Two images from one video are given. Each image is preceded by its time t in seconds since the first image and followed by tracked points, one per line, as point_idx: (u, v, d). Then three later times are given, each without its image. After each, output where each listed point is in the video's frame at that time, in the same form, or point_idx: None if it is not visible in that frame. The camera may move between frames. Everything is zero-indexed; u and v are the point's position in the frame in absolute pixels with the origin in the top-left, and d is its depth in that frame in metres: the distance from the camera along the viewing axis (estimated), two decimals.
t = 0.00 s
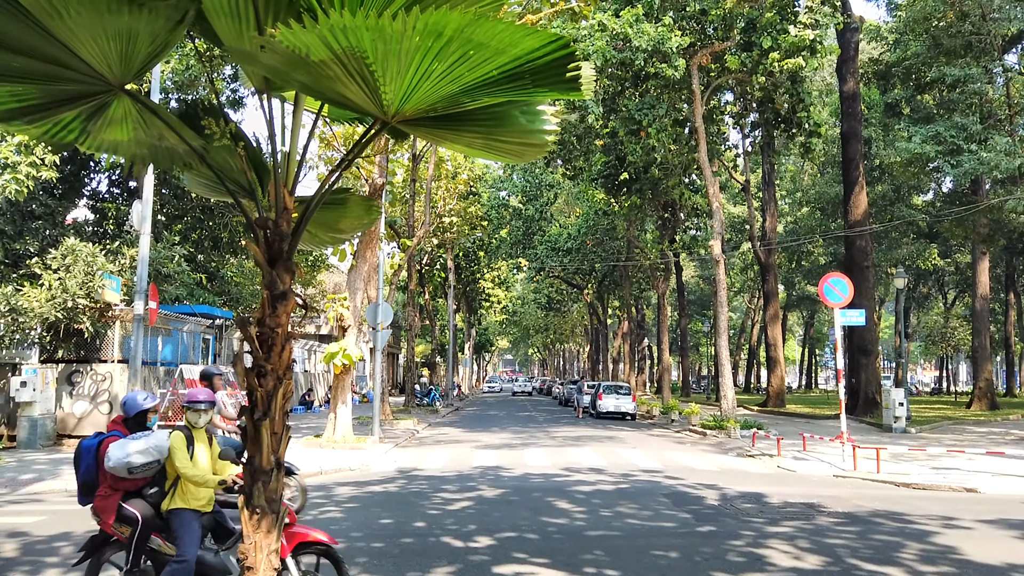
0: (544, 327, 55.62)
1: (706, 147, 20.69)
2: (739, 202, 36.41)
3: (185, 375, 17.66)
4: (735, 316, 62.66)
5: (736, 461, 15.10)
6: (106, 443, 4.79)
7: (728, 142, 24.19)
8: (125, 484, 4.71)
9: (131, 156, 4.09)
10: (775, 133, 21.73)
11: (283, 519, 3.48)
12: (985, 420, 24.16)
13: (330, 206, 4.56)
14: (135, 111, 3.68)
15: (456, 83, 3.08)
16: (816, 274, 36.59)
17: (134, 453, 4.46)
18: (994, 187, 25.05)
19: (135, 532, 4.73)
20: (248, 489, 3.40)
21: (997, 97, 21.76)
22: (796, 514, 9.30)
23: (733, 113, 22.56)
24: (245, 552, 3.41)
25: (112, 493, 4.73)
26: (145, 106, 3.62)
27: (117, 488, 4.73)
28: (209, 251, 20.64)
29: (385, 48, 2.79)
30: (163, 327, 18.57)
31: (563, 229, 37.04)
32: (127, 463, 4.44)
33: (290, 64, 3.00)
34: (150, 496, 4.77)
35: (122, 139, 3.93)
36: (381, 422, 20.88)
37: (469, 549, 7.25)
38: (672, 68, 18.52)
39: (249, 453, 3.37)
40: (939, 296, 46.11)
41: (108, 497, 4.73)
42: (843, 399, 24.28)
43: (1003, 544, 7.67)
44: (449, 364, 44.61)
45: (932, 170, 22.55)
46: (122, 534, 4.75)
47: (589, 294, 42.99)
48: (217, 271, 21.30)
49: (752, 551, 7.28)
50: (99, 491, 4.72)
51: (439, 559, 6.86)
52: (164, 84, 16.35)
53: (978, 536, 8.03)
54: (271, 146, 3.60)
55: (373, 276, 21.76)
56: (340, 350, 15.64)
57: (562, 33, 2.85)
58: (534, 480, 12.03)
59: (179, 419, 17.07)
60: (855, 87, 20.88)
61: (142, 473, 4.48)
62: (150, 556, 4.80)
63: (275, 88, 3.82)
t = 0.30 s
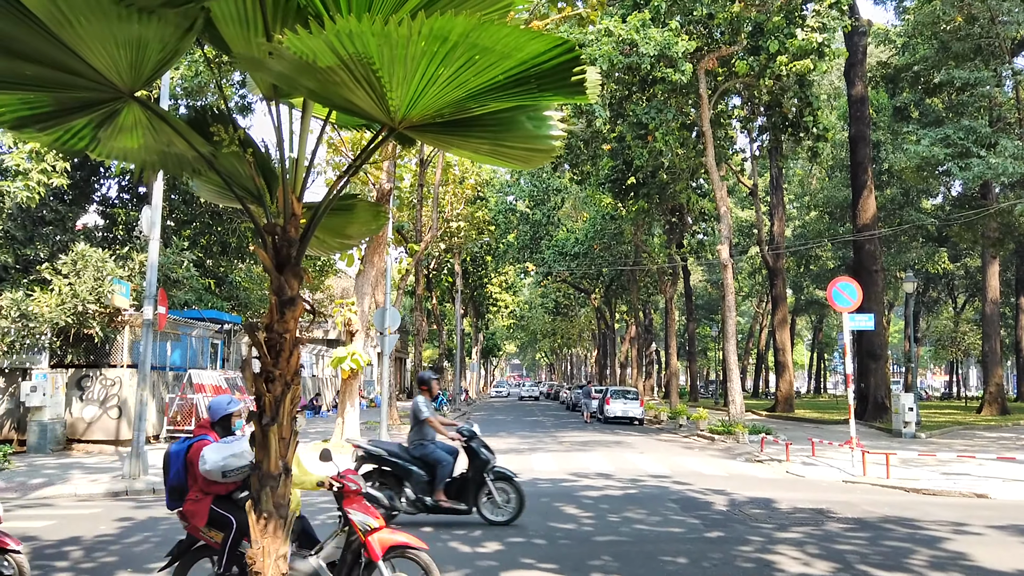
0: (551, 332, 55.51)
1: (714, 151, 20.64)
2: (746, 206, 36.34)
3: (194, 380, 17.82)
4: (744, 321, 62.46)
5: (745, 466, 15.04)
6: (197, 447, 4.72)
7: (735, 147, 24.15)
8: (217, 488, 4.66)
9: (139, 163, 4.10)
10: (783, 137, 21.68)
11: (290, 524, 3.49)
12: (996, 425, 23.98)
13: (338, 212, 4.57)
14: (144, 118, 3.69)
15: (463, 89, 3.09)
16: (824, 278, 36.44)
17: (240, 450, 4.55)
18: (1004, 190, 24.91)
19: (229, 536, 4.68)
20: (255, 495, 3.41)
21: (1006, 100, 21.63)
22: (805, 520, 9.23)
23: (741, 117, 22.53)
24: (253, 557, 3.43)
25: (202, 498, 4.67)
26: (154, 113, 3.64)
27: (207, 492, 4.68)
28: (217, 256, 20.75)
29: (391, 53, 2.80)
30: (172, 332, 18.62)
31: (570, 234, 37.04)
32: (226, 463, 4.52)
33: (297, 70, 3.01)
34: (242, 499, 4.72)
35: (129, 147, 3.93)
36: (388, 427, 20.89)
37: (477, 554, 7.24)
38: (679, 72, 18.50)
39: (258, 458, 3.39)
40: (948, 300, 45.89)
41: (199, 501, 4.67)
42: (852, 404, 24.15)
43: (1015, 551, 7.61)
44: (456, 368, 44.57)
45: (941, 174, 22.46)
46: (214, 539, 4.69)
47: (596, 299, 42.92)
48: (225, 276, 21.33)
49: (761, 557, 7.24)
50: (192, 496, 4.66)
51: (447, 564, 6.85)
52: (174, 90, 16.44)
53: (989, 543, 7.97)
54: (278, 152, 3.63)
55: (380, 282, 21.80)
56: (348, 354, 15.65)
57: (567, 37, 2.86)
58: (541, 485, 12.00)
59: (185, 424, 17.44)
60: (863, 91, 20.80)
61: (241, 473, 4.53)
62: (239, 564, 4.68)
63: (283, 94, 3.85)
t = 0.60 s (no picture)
0: (556, 337, 55.43)
1: (720, 155, 20.61)
2: (752, 211, 36.31)
3: (200, 385, 17.87)
4: (750, 325, 62.27)
5: (752, 472, 14.98)
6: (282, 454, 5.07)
7: (741, 151, 24.10)
8: (303, 492, 5.18)
9: (148, 169, 4.13)
10: (789, 142, 21.65)
11: (298, 530, 3.50)
12: (1006, 430, 23.83)
13: (345, 218, 4.60)
14: (154, 124, 3.71)
15: (471, 96, 3.10)
16: (831, 283, 36.33)
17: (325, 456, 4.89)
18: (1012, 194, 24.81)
19: (313, 540, 5.16)
20: (263, 499, 3.42)
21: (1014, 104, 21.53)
22: (810, 526, 9.20)
23: (747, 121, 22.50)
24: (261, 563, 3.42)
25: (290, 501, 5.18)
26: (164, 120, 3.67)
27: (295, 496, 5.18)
28: (224, 261, 20.82)
29: (400, 61, 2.82)
30: (179, 337, 18.67)
31: (576, 238, 37.04)
32: (312, 468, 4.89)
33: (305, 78, 3.02)
34: (326, 505, 5.26)
35: (139, 153, 3.96)
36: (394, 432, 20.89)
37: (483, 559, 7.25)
38: (684, 77, 18.48)
39: (266, 464, 3.40)
40: (955, 304, 45.70)
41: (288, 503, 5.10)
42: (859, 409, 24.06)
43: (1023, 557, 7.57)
44: (462, 373, 44.51)
45: (948, 178, 22.39)
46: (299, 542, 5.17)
47: (602, 304, 42.85)
48: (232, 281, 21.37)
49: (767, 563, 7.22)
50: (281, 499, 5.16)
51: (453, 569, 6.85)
52: (181, 97, 16.54)
53: (997, 549, 7.94)
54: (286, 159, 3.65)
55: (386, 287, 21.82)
56: (354, 359, 15.67)
57: (576, 45, 2.87)
58: (547, 490, 11.99)
59: (193, 427, 18.00)
60: (870, 95, 20.74)
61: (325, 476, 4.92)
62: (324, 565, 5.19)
63: (291, 100, 3.88)
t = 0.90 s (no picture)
0: (562, 341, 55.36)
1: (725, 159, 20.59)
2: (758, 215, 36.26)
3: (207, 389, 17.97)
4: (756, 329, 62.09)
5: (759, 477, 14.91)
6: (362, 455, 4.90)
7: (747, 155, 24.07)
8: (386, 495, 4.93)
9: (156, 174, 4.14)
10: (794, 146, 21.63)
11: (304, 535, 3.50)
12: (1014, 436, 23.67)
13: (352, 223, 4.61)
14: (162, 129, 3.73)
15: (478, 102, 3.11)
16: (837, 287, 36.20)
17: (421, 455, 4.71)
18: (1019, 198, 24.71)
19: (400, 544, 4.93)
20: (269, 505, 3.42)
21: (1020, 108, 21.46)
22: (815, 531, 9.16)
23: (752, 125, 22.50)
24: (268, 567, 3.42)
25: (372, 504, 4.94)
26: (172, 125, 3.68)
27: (377, 499, 4.94)
28: (231, 266, 20.89)
29: (407, 68, 2.82)
30: (185, 342, 18.70)
31: (581, 243, 37.04)
32: (402, 468, 4.68)
33: (313, 84, 3.03)
34: (410, 508, 5.05)
35: (147, 157, 3.98)
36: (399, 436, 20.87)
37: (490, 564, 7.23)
38: (690, 82, 18.47)
39: (272, 468, 3.40)
40: (963, 309, 45.50)
41: (369, 507, 4.93)
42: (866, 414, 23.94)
43: None
44: (467, 377, 44.47)
45: (955, 182, 22.31)
46: (382, 547, 4.93)
47: (607, 308, 42.80)
48: (238, 285, 21.43)
49: (774, 569, 7.19)
50: (361, 502, 4.90)
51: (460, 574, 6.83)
52: (188, 102, 16.63)
53: (1006, 555, 7.88)
54: (293, 165, 3.67)
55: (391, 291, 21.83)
56: (359, 363, 15.69)
57: (583, 53, 2.87)
58: (553, 495, 11.95)
59: (199, 432, 18.15)
60: (875, 99, 20.70)
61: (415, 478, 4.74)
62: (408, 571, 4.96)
63: (298, 106, 3.90)
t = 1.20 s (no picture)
0: (567, 345, 55.29)
1: (730, 164, 20.57)
2: (763, 219, 36.22)
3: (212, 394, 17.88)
4: (761, 333, 61.93)
5: (765, 481, 14.86)
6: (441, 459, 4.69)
7: (752, 159, 24.05)
8: (467, 500, 4.70)
9: (162, 179, 4.15)
10: (799, 149, 21.57)
11: (309, 539, 3.50)
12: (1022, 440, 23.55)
13: (357, 227, 4.62)
14: (167, 133, 3.73)
15: (481, 103, 3.11)
16: (843, 291, 36.09)
17: (501, 461, 4.50)
18: None
19: (483, 551, 4.71)
20: (274, 508, 3.43)
21: None
22: (826, 537, 9.09)
23: (758, 129, 22.48)
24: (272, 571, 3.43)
25: (452, 509, 4.74)
26: (178, 129, 3.69)
27: (457, 505, 4.73)
28: (236, 270, 20.92)
29: (409, 70, 2.83)
30: (191, 346, 18.74)
31: (586, 247, 37.05)
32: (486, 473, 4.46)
33: (316, 87, 3.04)
34: (490, 515, 4.91)
35: (153, 163, 3.98)
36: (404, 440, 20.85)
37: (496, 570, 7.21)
38: (695, 86, 18.46)
39: (276, 473, 3.41)
40: (969, 313, 45.34)
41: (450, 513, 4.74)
42: (872, 419, 23.87)
43: None
44: (472, 381, 44.45)
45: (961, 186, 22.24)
46: (463, 554, 4.72)
47: (612, 312, 42.74)
48: (244, 289, 21.46)
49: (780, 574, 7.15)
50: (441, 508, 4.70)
51: None
52: (194, 107, 16.69)
53: (1014, 560, 7.84)
54: (298, 169, 3.68)
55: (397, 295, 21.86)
56: (364, 368, 15.71)
57: (585, 52, 2.87)
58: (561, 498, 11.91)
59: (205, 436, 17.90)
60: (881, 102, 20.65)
61: (495, 485, 4.52)
62: None
63: (303, 110, 3.92)
